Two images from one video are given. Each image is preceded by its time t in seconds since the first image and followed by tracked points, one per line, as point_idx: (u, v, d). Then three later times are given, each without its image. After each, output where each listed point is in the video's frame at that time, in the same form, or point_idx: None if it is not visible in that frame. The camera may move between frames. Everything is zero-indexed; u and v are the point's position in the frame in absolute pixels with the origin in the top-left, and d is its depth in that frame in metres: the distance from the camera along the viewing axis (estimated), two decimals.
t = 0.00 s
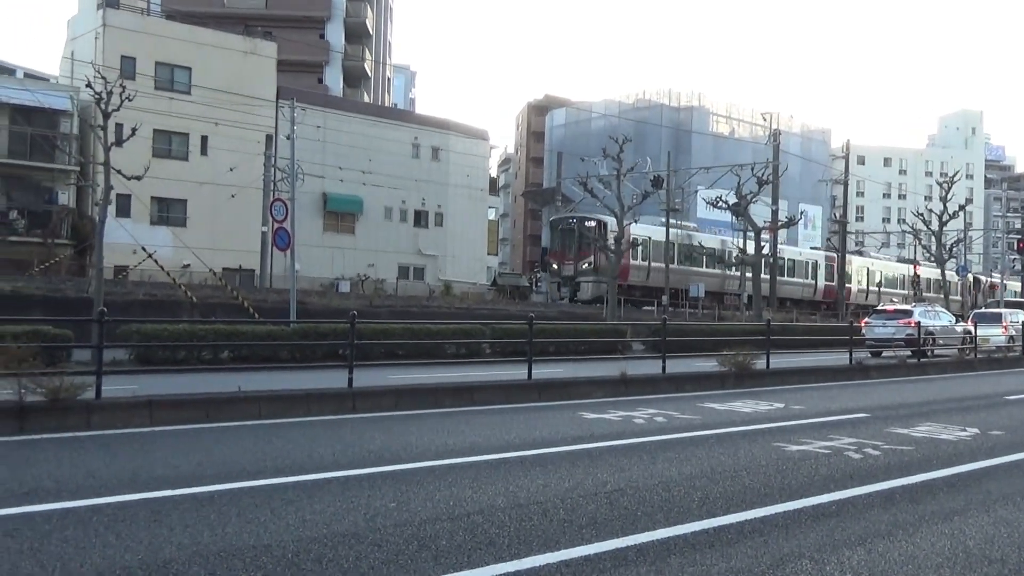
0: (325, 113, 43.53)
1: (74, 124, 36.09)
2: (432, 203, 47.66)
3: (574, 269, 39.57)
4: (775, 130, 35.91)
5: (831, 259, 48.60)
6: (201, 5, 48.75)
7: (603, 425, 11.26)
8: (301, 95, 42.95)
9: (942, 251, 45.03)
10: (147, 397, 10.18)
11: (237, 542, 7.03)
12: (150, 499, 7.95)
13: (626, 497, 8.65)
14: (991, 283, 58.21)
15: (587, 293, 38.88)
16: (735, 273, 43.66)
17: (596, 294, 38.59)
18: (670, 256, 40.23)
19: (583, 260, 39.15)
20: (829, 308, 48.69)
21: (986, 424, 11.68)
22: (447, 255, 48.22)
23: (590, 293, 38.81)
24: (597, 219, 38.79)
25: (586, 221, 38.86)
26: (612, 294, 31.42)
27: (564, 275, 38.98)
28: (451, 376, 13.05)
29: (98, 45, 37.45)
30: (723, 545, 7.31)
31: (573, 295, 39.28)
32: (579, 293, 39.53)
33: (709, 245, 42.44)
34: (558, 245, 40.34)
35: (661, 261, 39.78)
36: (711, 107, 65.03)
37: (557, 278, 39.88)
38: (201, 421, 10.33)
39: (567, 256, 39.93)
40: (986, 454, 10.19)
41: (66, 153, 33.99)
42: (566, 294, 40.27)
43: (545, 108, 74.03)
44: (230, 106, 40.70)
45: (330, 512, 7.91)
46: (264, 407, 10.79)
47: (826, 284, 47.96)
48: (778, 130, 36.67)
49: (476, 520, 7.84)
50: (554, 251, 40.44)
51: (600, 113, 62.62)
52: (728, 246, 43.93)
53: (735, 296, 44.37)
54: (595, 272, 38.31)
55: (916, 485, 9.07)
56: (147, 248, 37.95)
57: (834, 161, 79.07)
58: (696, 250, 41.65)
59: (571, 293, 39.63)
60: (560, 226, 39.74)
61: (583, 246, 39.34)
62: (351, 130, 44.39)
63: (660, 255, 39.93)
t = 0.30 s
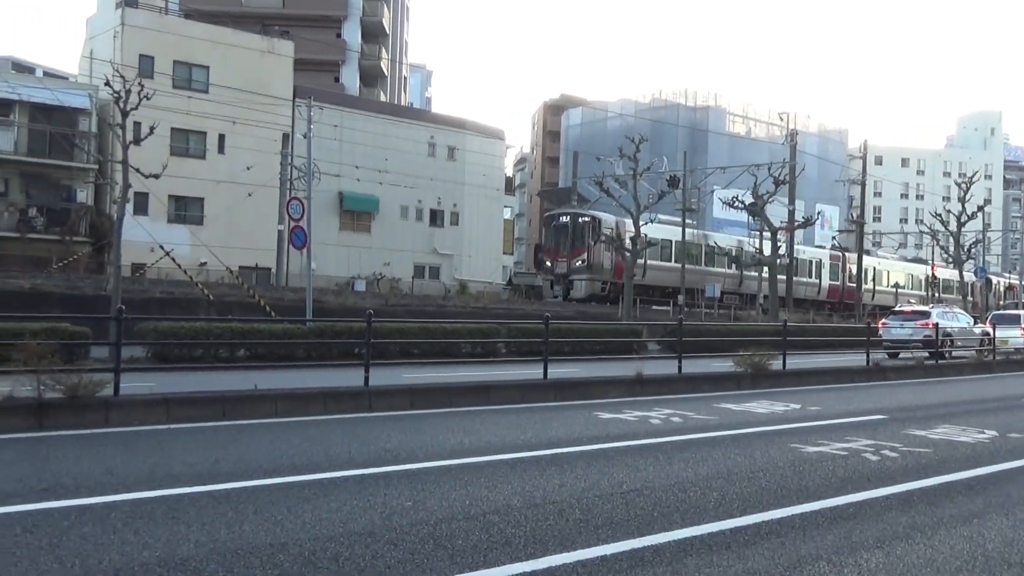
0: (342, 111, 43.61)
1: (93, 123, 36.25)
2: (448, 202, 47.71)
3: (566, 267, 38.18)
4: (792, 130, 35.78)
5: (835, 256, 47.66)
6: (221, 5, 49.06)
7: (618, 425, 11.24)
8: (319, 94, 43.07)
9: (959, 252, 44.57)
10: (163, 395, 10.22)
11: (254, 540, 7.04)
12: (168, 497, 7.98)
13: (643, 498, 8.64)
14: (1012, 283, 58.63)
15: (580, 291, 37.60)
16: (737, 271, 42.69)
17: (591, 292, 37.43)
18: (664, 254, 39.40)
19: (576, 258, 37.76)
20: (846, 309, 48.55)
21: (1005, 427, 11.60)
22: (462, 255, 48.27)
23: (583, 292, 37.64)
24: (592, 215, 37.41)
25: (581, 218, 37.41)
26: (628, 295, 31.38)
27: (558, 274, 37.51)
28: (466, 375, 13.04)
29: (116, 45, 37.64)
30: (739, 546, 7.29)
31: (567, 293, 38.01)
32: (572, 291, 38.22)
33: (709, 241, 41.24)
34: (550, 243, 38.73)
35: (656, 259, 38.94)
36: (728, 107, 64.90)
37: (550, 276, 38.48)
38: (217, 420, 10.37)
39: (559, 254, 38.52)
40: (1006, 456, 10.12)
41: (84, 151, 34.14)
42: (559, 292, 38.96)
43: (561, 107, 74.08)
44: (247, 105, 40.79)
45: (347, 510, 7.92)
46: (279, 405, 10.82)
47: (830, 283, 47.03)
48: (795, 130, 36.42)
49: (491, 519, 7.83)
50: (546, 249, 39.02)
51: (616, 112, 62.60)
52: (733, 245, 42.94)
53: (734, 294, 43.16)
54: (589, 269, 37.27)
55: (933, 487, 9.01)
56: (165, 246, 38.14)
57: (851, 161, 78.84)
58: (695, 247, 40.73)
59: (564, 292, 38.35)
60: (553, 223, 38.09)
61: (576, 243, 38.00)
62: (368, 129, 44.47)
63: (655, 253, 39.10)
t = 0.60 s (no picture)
0: (372, 113, 43.87)
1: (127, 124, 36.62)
2: (478, 203, 47.74)
3: (573, 267, 36.90)
4: (824, 130, 35.49)
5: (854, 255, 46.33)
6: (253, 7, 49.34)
7: (649, 426, 11.22)
8: (349, 95, 43.36)
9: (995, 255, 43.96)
10: (197, 394, 10.31)
11: (286, 540, 7.07)
12: (203, 495, 8.04)
13: (675, 500, 8.60)
14: None
15: (588, 291, 36.32)
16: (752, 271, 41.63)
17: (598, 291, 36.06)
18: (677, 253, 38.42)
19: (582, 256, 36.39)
20: (878, 312, 48.18)
21: None
22: (492, 256, 48.29)
23: (590, 291, 36.40)
24: (599, 212, 35.87)
25: (588, 215, 35.87)
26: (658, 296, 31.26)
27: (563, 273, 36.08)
28: (496, 376, 13.05)
29: (150, 47, 38.00)
30: (773, 550, 7.24)
31: (573, 293, 36.71)
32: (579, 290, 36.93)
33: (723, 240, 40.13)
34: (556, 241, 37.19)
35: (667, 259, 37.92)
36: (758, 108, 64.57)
37: (556, 275, 37.17)
38: (250, 419, 10.44)
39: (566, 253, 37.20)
40: None
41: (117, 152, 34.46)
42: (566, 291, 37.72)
43: (590, 108, 74.06)
44: (277, 106, 41.02)
45: (379, 510, 7.93)
46: (312, 405, 10.87)
47: (851, 283, 45.92)
48: (827, 130, 36.07)
49: (523, 521, 7.82)
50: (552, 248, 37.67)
51: (645, 113, 62.31)
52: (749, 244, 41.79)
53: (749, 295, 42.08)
54: (595, 268, 35.99)
55: (968, 492, 8.91)
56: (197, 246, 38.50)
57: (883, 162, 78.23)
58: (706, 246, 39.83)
59: (571, 292, 36.91)
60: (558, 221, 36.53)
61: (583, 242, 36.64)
62: (398, 130, 44.66)
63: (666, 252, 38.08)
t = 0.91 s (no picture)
0: (413, 115, 44.16)
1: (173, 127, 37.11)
2: (518, 205, 47.73)
3: (589, 266, 34.52)
4: (869, 130, 34.99)
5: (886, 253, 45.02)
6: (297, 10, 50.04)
7: (691, 428, 11.16)
8: (391, 97, 43.68)
9: None
10: (241, 394, 10.42)
11: (330, 539, 7.11)
12: (247, 494, 8.10)
13: (718, 503, 8.52)
14: None
15: (605, 291, 33.96)
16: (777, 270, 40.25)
17: (614, 292, 33.74)
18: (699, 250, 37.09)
19: (599, 255, 33.95)
20: (923, 314, 47.52)
21: None
22: (532, 257, 48.28)
23: (607, 292, 34.00)
24: (616, 209, 33.54)
25: (604, 212, 33.54)
26: (701, 297, 31.03)
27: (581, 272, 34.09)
28: (535, 377, 13.04)
29: (195, 50, 38.53)
30: (818, 554, 7.15)
31: (590, 293, 34.38)
32: (596, 290, 34.59)
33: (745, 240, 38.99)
34: (572, 240, 34.95)
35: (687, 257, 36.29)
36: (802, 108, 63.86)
37: (571, 275, 34.84)
38: (293, 418, 10.52)
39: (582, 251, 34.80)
40: None
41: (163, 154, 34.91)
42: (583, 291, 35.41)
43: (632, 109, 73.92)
44: (319, 108, 41.31)
45: (422, 510, 7.95)
46: (354, 406, 10.94)
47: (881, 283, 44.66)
48: (871, 129, 35.57)
49: (565, 522, 7.80)
50: (568, 247, 35.35)
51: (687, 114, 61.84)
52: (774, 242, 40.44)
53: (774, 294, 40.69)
54: (612, 268, 33.55)
55: (1019, 499, 8.73)
56: (241, 247, 38.93)
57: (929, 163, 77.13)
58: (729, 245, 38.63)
59: (587, 293, 34.63)
60: (573, 218, 34.32)
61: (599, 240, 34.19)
62: (439, 131, 44.87)
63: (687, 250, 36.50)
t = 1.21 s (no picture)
0: (447, 116, 44.25)
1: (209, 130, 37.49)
2: (552, 206, 47.72)
3: (598, 265, 33.07)
4: (907, 129, 34.54)
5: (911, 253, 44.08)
6: (331, 13, 50.48)
7: (727, 430, 11.09)
8: (425, 99, 43.82)
9: None
10: (277, 395, 10.52)
11: (367, 539, 7.14)
12: (284, 494, 8.17)
13: (754, 506, 8.46)
14: None
15: (614, 291, 32.56)
16: (793, 270, 39.17)
17: (624, 291, 32.37)
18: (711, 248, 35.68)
19: (608, 254, 32.55)
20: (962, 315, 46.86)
21: None
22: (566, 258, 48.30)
23: (617, 292, 32.58)
24: (626, 206, 32.12)
25: (613, 209, 32.13)
26: (736, 298, 30.82)
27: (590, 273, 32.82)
28: (570, 379, 13.03)
29: (232, 54, 38.97)
30: (856, 557, 7.08)
31: (598, 293, 32.96)
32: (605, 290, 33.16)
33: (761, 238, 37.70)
34: (580, 238, 33.54)
35: (699, 254, 34.88)
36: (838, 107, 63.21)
37: (579, 274, 33.33)
38: (329, 419, 10.59)
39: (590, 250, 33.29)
40: None
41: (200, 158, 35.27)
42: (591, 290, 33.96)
43: (666, 109, 73.75)
44: (354, 111, 41.51)
45: (458, 512, 7.96)
46: (389, 406, 10.98)
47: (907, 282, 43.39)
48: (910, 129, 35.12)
49: (600, 524, 7.78)
50: (576, 245, 33.97)
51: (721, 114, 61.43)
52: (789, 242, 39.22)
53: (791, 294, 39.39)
54: (622, 267, 32.12)
55: None
56: (275, 249, 39.28)
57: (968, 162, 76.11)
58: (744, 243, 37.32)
59: (596, 292, 33.23)
60: (582, 215, 32.96)
61: (608, 238, 32.67)
62: (473, 133, 44.96)
63: (700, 248, 35.11)
